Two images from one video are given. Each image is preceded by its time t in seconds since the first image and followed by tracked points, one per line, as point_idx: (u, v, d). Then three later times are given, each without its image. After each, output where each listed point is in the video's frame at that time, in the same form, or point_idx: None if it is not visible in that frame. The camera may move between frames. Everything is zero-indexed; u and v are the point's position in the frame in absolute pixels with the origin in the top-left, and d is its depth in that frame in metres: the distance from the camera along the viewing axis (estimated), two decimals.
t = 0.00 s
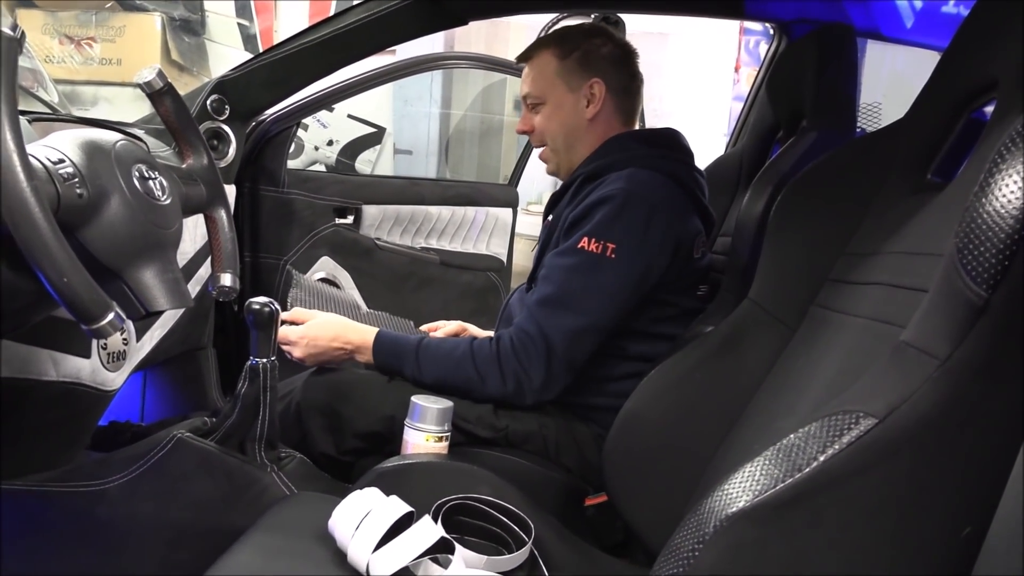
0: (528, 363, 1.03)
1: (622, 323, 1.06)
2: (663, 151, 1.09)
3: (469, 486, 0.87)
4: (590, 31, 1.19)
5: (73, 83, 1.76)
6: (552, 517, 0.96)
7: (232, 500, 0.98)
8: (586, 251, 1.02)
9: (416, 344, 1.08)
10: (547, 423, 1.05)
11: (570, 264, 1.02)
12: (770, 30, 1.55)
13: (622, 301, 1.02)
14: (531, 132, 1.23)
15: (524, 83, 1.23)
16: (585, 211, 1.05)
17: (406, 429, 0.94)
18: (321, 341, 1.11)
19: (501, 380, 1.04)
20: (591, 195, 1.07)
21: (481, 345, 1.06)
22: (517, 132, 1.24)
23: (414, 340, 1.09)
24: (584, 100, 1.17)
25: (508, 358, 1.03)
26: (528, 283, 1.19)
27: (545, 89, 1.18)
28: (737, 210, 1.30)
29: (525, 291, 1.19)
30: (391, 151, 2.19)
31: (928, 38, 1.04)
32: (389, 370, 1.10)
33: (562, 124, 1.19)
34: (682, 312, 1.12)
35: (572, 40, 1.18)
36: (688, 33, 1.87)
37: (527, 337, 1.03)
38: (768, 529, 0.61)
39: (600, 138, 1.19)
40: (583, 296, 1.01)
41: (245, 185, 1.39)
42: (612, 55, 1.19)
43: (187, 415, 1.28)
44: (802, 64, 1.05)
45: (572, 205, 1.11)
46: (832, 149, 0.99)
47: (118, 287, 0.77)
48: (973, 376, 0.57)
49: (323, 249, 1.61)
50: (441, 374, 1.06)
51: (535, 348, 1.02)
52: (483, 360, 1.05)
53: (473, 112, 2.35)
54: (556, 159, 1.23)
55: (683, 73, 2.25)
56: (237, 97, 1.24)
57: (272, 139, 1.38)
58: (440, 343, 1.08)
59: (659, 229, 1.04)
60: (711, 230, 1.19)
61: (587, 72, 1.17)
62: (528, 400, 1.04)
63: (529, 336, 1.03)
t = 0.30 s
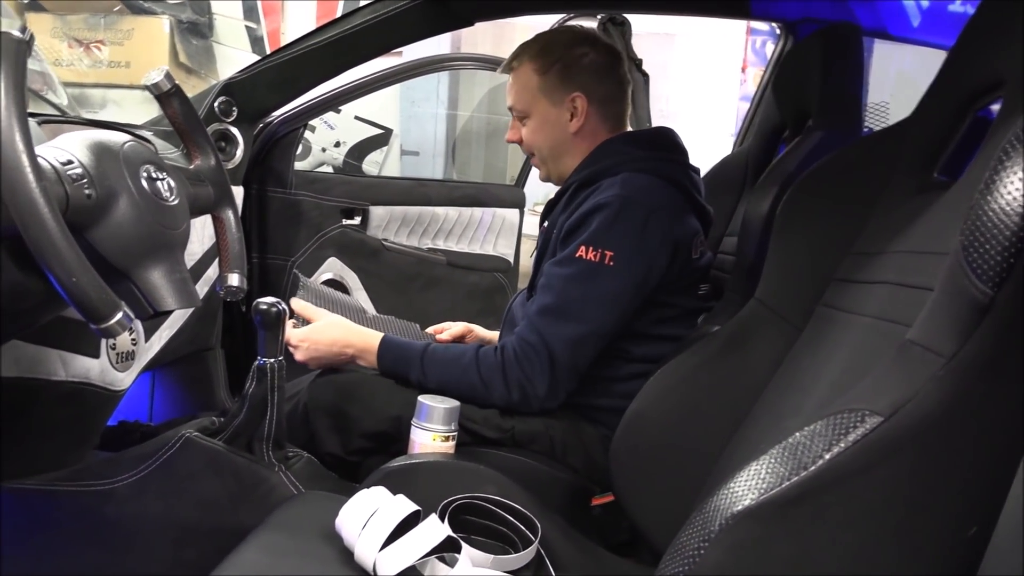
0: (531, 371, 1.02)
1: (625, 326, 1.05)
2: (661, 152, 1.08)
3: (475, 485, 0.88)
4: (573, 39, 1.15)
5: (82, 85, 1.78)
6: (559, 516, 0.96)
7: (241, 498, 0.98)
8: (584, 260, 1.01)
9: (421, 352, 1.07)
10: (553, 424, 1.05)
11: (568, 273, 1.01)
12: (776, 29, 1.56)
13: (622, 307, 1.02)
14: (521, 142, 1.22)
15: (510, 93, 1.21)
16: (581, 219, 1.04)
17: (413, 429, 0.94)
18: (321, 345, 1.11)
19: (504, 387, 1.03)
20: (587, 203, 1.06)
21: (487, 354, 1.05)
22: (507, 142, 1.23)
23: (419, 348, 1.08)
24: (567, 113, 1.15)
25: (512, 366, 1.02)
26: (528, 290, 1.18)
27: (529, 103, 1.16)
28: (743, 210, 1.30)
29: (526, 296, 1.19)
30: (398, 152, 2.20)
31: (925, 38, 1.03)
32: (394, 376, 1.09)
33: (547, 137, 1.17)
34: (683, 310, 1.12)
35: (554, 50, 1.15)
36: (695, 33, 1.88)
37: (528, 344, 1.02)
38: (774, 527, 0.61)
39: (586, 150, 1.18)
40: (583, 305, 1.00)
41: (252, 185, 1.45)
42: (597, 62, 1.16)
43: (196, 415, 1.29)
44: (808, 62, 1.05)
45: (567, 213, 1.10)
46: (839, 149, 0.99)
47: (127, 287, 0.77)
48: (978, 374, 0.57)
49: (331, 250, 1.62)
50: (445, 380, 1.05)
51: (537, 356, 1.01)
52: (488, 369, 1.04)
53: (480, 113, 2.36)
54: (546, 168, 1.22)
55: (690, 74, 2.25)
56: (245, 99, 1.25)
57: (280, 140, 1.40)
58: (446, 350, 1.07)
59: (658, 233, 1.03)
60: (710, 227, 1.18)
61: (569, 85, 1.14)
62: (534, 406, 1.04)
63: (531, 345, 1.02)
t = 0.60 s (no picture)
0: (543, 374, 1.01)
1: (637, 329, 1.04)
2: (669, 154, 1.07)
3: (492, 485, 0.88)
4: (586, 54, 1.12)
5: (100, 87, 1.79)
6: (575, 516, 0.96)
7: (259, 496, 0.99)
8: (595, 264, 1.00)
9: (432, 359, 1.07)
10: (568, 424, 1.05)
11: (579, 277, 1.00)
12: (792, 28, 1.55)
13: (634, 311, 1.01)
14: (531, 157, 1.19)
15: (516, 110, 1.16)
16: (591, 222, 1.03)
17: (429, 430, 0.95)
18: (333, 355, 1.11)
19: (517, 391, 1.03)
20: (596, 205, 1.05)
21: (498, 358, 1.05)
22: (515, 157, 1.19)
23: (430, 355, 1.08)
24: (587, 132, 1.13)
25: (524, 369, 1.02)
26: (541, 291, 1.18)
27: (547, 124, 1.13)
28: (759, 209, 1.30)
29: (538, 297, 1.18)
30: (412, 152, 2.22)
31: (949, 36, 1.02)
32: (406, 381, 1.10)
33: (565, 155, 1.15)
34: (695, 309, 1.11)
35: (569, 68, 1.11)
36: (709, 32, 1.88)
37: (539, 348, 1.02)
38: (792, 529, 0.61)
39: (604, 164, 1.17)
40: (595, 309, 0.99)
41: (268, 185, 1.44)
42: (611, 75, 1.14)
43: (213, 414, 1.30)
44: (824, 61, 1.05)
45: (577, 216, 1.09)
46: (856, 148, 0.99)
47: (148, 289, 0.78)
48: (1001, 377, 0.56)
49: (346, 250, 1.63)
50: (457, 385, 1.06)
51: (549, 361, 1.01)
52: (500, 374, 1.04)
53: (494, 112, 2.36)
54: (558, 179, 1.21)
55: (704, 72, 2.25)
56: (262, 100, 1.27)
57: (297, 139, 1.42)
58: (456, 357, 1.07)
59: (669, 235, 1.02)
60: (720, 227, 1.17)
61: (588, 104, 1.12)
62: (548, 408, 1.04)
63: (542, 349, 1.01)
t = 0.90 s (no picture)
0: (573, 388, 1.01)
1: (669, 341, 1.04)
2: (701, 164, 1.07)
3: (523, 495, 0.88)
4: (616, 61, 1.12)
5: (133, 100, 1.84)
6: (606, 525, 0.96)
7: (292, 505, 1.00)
8: (627, 277, 0.99)
9: (463, 369, 1.07)
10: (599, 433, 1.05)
11: (611, 290, 1.00)
12: (820, 31, 1.55)
13: (667, 324, 1.00)
14: (561, 165, 1.18)
15: (546, 118, 1.16)
16: (623, 234, 1.03)
17: (460, 439, 0.95)
18: (363, 364, 1.12)
19: (547, 403, 1.03)
20: (628, 217, 1.05)
21: (527, 369, 1.05)
22: (545, 166, 1.19)
23: (460, 365, 1.07)
24: (618, 139, 1.13)
25: (555, 383, 1.02)
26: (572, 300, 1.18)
27: (578, 132, 1.13)
28: (791, 214, 1.30)
29: (570, 307, 1.18)
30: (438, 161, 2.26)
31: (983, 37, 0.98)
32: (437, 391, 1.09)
33: (596, 163, 1.15)
34: (728, 320, 1.10)
35: (600, 76, 1.11)
36: (736, 37, 1.87)
37: (570, 360, 1.01)
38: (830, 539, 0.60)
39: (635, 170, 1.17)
40: (627, 322, 0.99)
41: (297, 196, 1.44)
42: (641, 82, 1.13)
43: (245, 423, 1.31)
44: (856, 65, 1.03)
45: (609, 228, 1.08)
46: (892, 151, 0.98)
47: (183, 300, 0.79)
48: None
49: (375, 259, 1.64)
50: (488, 396, 1.06)
51: (580, 374, 1.00)
52: (529, 385, 1.04)
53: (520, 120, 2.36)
54: (589, 187, 1.20)
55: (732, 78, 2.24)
56: (292, 112, 1.28)
57: (326, 151, 1.43)
58: (487, 366, 1.07)
59: (703, 247, 1.01)
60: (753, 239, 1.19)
61: (620, 111, 1.12)
62: (579, 420, 1.03)
63: (574, 362, 1.01)
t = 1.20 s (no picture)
0: (601, 397, 1.00)
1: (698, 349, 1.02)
2: (728, 167, 1.06)
3: (551, 504, 0.87)
4: (647, 60, 1.12)
5: (159, 118, 1.87)
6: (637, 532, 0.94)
7: (319, 518, 1.00)
8: (654, 282, 0.98)
9: (487, 380, 1.06)
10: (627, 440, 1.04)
11: (638, 296, 0.99)
12: (841, 32, 1.53)
13: (695, 330, 0.99)
14: (586, 165, 1.17)
15: (573, 116, 1.15)
16: (650, 239, 1.02)
17: (487, 447, 0.94)
18: (385, 376, 1.10)
19: (574, 412, 1.02)
20: (654, 223, 1.04)
21: (553, 377, 1.04)
22: (569, 165, 1.18)
23: (485, 373, 1.07)
24: (646, 137, 1.12)
25: (582, 391, 1.01)
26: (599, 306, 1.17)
27: (605, 129, 1.12)
28: (817, 215, 1.28)
29: (597, 314, 1.17)
30: (460, 172, 2.27)
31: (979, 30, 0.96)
32: (461, 400, 1.08)
33: (623, 162, 1.14)
34: (760, 325, 1.08)
35: (629, 74, 1.11)
36: (756, 41, 1.86)
37: (597, 367, 1.00)
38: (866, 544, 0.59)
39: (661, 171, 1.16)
40: (654, 328, 0.98)
41: (321, 209, 1.52)
42: (671, 82, 1.13)
43: (272, 436, 1.32)
44: (880, 64, 1.02)
45: (636, 233, 1.08)
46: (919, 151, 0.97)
47: (209, 313, 0.80)
48: None
49: (398, 270, 1.65)
50: (514, 404, 1.05)
51: (608, 382, 0.99)
52: (555, 393, 1.02)
53: (540, 129, 2.36)
54: (613, 188, 1.19)
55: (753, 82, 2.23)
56: (314, 124, 1.29)
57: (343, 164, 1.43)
58: (513, 375, 1.06)
59: (731, 251, 1.00)
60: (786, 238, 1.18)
61: (649, 110, 1.11)
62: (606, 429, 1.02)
63: (601, 370, 1.00)
